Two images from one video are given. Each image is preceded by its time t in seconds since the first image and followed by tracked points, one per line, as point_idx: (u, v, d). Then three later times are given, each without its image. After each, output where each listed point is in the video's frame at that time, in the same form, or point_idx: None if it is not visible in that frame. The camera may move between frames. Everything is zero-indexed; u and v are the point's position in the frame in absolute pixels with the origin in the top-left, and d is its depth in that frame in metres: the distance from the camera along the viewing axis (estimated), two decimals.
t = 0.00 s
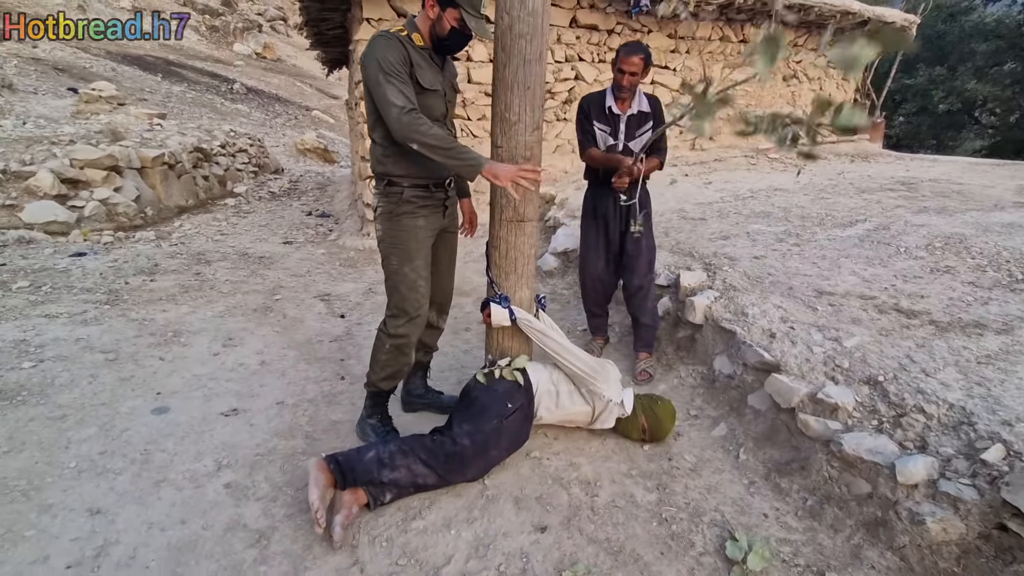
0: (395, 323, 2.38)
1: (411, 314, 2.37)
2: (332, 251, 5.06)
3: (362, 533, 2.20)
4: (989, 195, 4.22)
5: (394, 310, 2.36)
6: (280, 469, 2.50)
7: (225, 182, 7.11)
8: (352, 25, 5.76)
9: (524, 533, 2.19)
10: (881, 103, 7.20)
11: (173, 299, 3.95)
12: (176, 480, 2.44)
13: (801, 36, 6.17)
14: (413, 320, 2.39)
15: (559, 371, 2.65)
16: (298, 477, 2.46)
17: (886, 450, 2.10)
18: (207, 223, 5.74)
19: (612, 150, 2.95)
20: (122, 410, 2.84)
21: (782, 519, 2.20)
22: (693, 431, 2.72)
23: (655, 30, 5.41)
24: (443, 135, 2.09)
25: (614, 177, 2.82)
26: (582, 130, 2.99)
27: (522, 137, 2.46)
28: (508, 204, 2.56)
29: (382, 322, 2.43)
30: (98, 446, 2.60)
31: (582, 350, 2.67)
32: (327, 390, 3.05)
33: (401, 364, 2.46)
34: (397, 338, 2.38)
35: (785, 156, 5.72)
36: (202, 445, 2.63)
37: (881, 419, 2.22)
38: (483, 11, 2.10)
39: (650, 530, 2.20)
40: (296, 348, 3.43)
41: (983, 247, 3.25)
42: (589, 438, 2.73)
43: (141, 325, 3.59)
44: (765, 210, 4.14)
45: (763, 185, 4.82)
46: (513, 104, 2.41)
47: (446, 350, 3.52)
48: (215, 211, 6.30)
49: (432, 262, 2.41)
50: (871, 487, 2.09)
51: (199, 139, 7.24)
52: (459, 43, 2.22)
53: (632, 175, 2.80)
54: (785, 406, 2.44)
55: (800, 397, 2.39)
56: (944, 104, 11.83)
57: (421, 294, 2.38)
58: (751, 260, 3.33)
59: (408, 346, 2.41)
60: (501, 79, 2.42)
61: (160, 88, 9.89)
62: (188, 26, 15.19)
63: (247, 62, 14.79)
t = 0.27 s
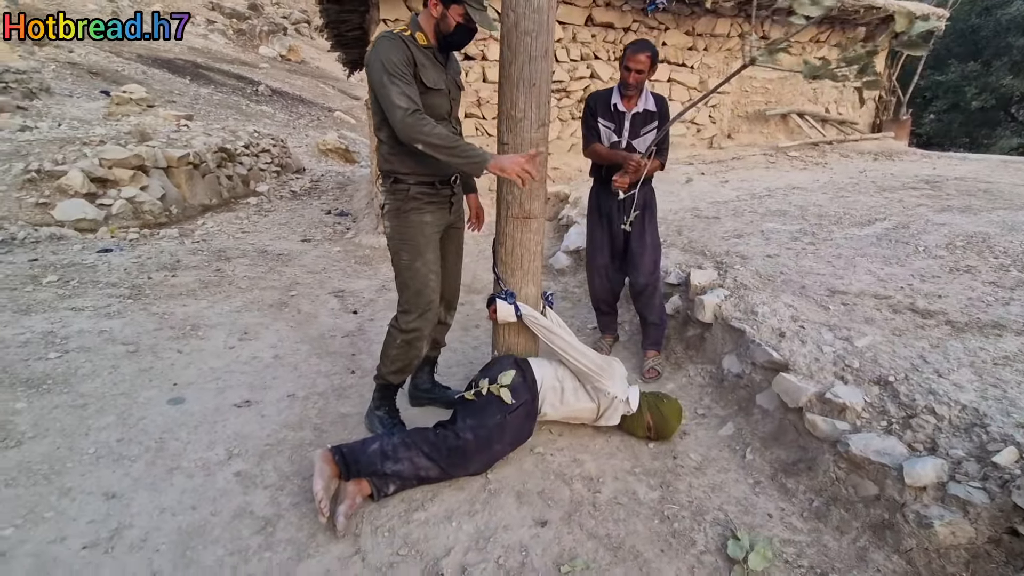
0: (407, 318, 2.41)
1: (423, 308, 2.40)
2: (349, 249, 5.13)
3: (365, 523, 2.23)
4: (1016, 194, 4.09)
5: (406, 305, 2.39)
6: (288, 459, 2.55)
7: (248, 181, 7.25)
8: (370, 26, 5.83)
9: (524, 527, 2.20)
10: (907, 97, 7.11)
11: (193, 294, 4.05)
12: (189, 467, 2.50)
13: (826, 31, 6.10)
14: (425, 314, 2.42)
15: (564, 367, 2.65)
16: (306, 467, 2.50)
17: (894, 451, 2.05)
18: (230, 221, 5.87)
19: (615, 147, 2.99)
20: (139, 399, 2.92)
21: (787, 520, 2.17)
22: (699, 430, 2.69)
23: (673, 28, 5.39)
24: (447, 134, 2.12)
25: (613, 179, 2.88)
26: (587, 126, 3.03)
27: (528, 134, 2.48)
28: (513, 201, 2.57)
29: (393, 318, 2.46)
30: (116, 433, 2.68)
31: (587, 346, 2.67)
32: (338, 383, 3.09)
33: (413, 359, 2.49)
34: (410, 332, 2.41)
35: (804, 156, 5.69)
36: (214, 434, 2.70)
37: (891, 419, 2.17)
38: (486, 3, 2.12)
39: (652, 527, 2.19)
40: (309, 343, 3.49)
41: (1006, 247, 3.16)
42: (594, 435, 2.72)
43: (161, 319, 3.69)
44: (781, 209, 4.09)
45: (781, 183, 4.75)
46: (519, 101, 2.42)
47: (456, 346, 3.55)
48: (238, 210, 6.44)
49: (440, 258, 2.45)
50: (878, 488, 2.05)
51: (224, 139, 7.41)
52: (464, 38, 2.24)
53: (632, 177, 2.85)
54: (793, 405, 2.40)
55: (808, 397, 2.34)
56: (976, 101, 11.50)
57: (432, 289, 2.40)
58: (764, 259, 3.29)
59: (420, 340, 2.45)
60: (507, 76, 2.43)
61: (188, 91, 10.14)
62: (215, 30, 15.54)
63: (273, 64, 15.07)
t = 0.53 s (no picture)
0: (422, 313, 2.41)
1: (438, 303, 2.41)
2: (364, 246, 5.21)
3: (367, 508, 2.28)
4: None
5: (420, 301, 2.40)
6: (295, 446, 2.61)
7: (268, 180, 7.39)
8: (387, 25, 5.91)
9: (522, 516, 2.24)
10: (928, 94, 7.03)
11: (211, 287, 4.16)
12: (201, 452, 2.58)
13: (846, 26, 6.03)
14: (439, 310, 2.43)
15: (566, 361, 2.67)
16: (312, 454, 2.57)
17: (893, 447, 2.05)
18: (249, 218, 6.00)
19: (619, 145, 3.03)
20: (156, 386, 3.02)
21: (785, 515, 2.17)
22: (702, 426, 2.69)
23: (687, 25, 5.38)
24: (461, 141, 2.17)
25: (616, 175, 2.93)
26: (592, 124, 3.07)
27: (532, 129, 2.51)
28: (518, 196, 2.61)
29: (406, 314, 2.46)
30: (133, 418, 2.78)
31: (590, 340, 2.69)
32: (346, 375, 3.16)
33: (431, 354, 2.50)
34: (427, 328, 2.42)
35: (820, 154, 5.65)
36: (226, 420, 2.78)
37: (891, 416, 2.16)
38: None
39: (649, 518, 2.21)
40: (321, 335, 3.56)
41: (1023, 246, 3.10)
42: (596, 428, 2.74)
43: (180, 310, 3.80)
44: (793, 207, 4.05)
45: (796, 181, 4.70)
46: (523, 97, 2.45)
47: (464, 341, 3.59)
48: (258, 207, 6.57)
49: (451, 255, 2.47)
50: (876, 484, 2.04)
51: (246, 138, 7.56)
52: (470, 33, 2.26)
53: (634, 173, 2.90)
54: (793, 401, 2.39)
55: (809, 393, 2.34)
56: (1007, 100, 11.16)
57: (443, 284, 2.43)
58: (772, 256, 3.27)
59: (437, 336, 2.45)
60: (511, 73, 2.46)
61: (213, 91, 10.37)
62: (239, 31, 15.85)
63: (295, 66, 15.31)
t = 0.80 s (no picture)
0: (413, 308, 2.39)
1: (431, 299, 2.39)
2: (371, 243, 5.27)
3: (358, 498, 2.32)
4: None
5: (413, 297, 2.36)
6: (292, 436, 2.67)
7: (282, 176, 7.50)
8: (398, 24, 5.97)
9: (510, 509, 2.26)
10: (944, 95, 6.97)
11: (219, 281, 4.24)
12: (200, 439, 2.65)
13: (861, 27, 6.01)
14: (432, 306, 2.41)
15: (560, 357, 2.67)
16: (308, 444, 2.62)
17: (881, 449, 2.04)
18: (261, 214, 6.09)
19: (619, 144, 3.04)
20: (161, 375, 3.09)
21: (772, 515, 2.16)
22: (695, 425, 2.69)
23: (697, 24, 5.39)
24: (459, 143, 2.11)
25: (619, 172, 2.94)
26: (592, 123, 3.07)
27: (528, 128, 2.53)
28: (514, 193, 2.63)
29: (398, 309, 2.45)
30: (137, 405, 2.85)
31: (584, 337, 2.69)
32: (345, 368, 3.21)
33: (423, 349, 2.49)
34: (417, 322, 2.42)
35: (831, 155, 5.66)
36: (226, 410, 2.84)
37: (881, 418, 2.14)
38: None
39: (635, 515, 2.22)
40: (323, 329, 3.62)
41: None
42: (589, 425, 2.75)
43: (188, 303, 3.89)
44: (798, 208, 4.02)
45: (804, 183, 4.66)
46: (519, 95, 2.45)
47: (464, 337, 3.62)
48: (271, 204, 6.67)
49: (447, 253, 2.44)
50: (863, 486, 2.03)
51: (260, 136, 7.68)
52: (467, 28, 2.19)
53: (639, 170, 2.90)
54: (785, 401, 2.39)
55: (800, 393, 2.33)
56: None
57: (438, 281, 2.39)
58: (773, 257, 3.26)
59: (429, 331, 2.45)
60: (507, 72, 2.49)
61: (231, 89, 10.55)
62: (258, 30, 16.12)
63: (312, 65, 15.49)
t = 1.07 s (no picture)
0: (397, 310, 2.35)
1: (415, 302, 2.35)
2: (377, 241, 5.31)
3: (348, 495, 2.35)
4: None
5: (396, 299, 2.32)
6: (287, 432, 2.70)
7: (293, 173, 7.58)
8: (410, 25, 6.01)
9: (497, 512, 2.27)
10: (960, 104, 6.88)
11: (225, 276, 4.30)
12: (197, 433, 2.69)
13: (875, 34, 5.97)
14: (416, 308, 2.36)
15: (555, 361, 2.68)
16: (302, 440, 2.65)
17: (868, 464, 2.03)
18: (271, 210, 6.16)
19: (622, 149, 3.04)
20: (163, 368, 3.15)
21: (758, 526, 2.16)
22: (687, 433, 2.69)
23: (708, 29, 5.46)
24: (449, 151, 2.10)
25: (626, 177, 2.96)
26: (595, 127, 3.07)
27: (527, 133, 2.53)
28: (512, 197, 2.63)
29: (380, 311, 2.39)
30: (138, 397, 2.91)
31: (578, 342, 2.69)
32: (344, 366, 3.24)
33: (407, 351, 2.43)
34: (398, 325, 2.36)
35: (842, 163, 5.68)
36: (224, 404, 2.89)
37: (871, 433, 2.14)
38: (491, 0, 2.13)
39: (621, 521, 2.23)
40: (324, 327, 3.66)
41: None
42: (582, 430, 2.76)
43: (193, 297, 3.95)
44: (803, 217, 3.99)
45: (811, 191, 4.63)
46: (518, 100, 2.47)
47: (462, 338, 3.65)
48: (281, 200, 6.75)
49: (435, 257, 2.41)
50: (850, 500, 2.02)
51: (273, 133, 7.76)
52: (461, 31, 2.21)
53: (645, 175, 2.95)
54: (776, 412, 2.39)
55: (792, 405, 2.33)
56: None
57: (425, 284, 2.36)
58: (774, 266, 3.25)
59: (411, 335, 2.39)
60: (507, 78, 2.50)
61: (247, 85, 10.67)
62: (275, 27, 16.37)
63: (328, 62, 15.61)
